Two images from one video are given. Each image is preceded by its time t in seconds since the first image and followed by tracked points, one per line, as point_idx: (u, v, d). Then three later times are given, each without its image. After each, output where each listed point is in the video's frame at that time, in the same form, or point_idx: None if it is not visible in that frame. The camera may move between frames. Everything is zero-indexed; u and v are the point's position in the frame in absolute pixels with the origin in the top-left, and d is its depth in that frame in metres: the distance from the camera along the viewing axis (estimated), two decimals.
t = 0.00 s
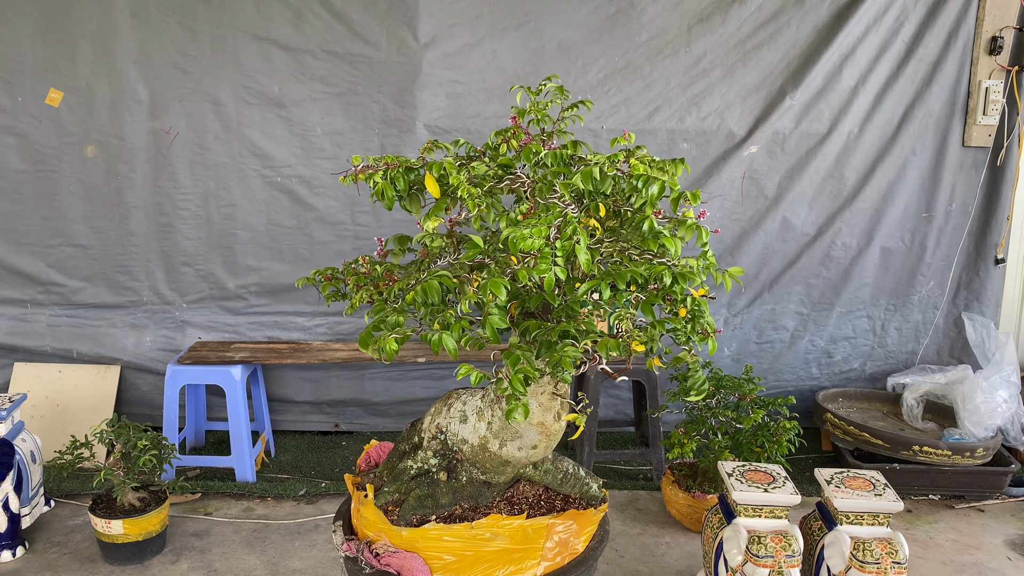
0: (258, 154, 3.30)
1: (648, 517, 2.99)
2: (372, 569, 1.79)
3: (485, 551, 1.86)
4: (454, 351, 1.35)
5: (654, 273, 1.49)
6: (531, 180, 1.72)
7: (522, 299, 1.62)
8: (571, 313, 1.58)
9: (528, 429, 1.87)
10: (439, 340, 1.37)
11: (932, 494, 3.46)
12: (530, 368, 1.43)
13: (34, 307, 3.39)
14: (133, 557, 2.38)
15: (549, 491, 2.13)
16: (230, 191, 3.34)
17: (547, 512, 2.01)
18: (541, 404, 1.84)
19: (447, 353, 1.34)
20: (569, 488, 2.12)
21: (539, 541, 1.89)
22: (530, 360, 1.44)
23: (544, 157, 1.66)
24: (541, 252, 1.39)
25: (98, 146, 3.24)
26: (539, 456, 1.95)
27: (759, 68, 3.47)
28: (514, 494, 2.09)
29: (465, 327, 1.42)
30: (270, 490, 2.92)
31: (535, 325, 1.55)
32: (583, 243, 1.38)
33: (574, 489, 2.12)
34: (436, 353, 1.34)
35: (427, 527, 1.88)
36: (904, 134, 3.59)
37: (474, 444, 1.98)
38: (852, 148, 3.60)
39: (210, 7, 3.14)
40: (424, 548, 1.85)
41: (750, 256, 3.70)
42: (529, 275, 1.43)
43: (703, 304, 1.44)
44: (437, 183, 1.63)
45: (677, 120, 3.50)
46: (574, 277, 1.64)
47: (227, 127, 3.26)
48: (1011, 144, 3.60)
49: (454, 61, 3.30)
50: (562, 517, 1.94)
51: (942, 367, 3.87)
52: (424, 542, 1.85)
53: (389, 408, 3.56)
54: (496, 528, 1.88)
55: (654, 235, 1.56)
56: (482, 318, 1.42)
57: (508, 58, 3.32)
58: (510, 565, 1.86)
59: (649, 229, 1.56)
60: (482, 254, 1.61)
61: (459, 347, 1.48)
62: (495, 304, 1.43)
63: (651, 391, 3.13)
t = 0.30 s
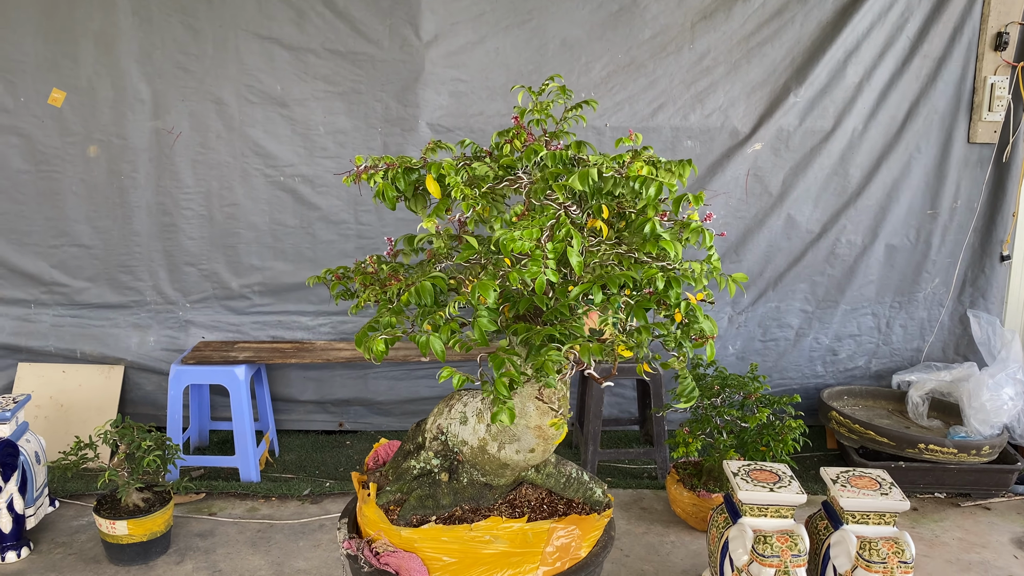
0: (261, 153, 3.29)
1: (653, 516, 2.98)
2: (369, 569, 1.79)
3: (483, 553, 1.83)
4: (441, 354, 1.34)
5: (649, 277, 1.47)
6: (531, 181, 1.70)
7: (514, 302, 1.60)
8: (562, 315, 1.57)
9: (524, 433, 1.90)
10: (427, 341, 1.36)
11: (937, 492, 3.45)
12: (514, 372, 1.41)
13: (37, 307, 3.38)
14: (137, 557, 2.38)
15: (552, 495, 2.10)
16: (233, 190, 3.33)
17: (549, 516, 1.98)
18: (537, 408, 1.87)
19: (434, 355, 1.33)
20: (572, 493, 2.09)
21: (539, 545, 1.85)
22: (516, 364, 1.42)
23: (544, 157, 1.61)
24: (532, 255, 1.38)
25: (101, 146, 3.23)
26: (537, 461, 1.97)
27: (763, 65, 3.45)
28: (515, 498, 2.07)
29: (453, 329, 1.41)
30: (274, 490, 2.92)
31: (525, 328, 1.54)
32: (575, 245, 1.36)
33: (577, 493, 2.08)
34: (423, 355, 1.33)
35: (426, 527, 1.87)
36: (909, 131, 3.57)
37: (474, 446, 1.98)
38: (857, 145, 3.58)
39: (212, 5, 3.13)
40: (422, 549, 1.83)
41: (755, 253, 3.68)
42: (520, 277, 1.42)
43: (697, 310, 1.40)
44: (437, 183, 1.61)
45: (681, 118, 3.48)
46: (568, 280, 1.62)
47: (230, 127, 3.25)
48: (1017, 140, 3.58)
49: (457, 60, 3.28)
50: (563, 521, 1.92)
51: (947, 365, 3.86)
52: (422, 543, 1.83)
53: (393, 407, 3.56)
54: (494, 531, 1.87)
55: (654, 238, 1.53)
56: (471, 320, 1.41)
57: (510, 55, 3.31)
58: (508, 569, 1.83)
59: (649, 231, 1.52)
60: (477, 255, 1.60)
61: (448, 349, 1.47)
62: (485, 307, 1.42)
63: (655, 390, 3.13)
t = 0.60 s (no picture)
0: (264, 153, 3.29)
1: (659, 514, 2.97)
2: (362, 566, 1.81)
3: (477, 555, 1.82)
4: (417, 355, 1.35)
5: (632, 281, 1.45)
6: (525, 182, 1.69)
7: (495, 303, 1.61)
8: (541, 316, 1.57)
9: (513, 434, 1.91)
10: (402, 341, 1.37)
11: (944, 489, 3.43)
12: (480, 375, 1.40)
13: (42, 307, 3.39)
14: (142, 558, 2.38)
15: (551, 499, 2.07)
16: (236, 190, 3.33)
17: (546, 520, 1.95)
18: (528, 409, 1.94)
19: (407, 355, 1.34)
20: (571, 498, 2.07)
21: (533, 550, 1.84)
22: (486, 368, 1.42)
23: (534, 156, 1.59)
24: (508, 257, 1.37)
25: (104, 146, 3.23)
26: (529, 465, 1.96)
27: (767, 61, 3.43)
28: (514, 502, 2.04)
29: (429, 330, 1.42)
30: (279, 490, 2.92)
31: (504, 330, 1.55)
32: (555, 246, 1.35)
33: (576, 499, 2.06)
34: (396, 354, 1.35)
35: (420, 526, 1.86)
36: (915, 126, 3.54)
37: (468, 447, 1.98)
38: (862, 141, 3.56)
39: (215, 5, 3.13)
40: (416, 547, 1.81)
41: (760, 251, 3.66)
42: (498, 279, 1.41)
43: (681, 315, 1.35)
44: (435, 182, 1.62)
45: (685, 115, 3.46)
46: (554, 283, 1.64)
47: (233, 126, 3.25)
48: None
49: (460, 58, 3.27)
50: (561, 526, 1.89)
51: (954, 362, 3.84)
52: (417, 541, 1.82)
53: (398, 406, 3.56)
54: (489, 533, 1.85)
55: (643, 241, 1.48)
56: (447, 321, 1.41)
57: (514, 53, 3.29)
58: (501, 572, 1.82)
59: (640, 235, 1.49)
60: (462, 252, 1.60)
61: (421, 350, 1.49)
62: (461, 308, 1.42)
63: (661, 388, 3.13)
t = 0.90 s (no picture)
0: (268, 154, 3.28)
1: (666, 515, 2.96)
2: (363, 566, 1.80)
3: (475, 561, 1.81)
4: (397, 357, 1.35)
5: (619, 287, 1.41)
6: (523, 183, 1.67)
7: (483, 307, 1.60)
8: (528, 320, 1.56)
9: (509, 441, 1.89)
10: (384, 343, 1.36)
11: (953, 489, 3.41)
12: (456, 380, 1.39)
13: (47, 310, 3.39)
14: (148, 561, 2.37)
15: (554, 506, 2.04)
16: (241, 191, 3.32)
17: (546, 528, 1.92)
18: (523, 416, 1.88)
19: (389, 358, 1.34)
20: (574, 506, 2.02)
21: (531, 557, 1.82)
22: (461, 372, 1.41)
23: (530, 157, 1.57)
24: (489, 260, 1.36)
25: (108, 148, 3.23)
26: (525, 471, 1.94)
27: (773, 59, 3.41)
28: (516, 507, 2.02)
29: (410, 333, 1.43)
30: (285, 491, 2.91)
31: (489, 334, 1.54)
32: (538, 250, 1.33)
33: (579, 507, 2.02)
34: (378, 355, 1.34)
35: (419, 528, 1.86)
36: (922, 124, 3.51)
37: (467, 451, 1.97)
38: (869, 139, 3.53)
39: (218, 5, 3.12)
40: (414, 550, 1.81)
41: (766, 250, 3.64)
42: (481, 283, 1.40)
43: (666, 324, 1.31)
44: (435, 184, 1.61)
45: (691, 113, 3.44)
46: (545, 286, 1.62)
47: (237, 127, 3.25)
48: None
49: (464, 57, 3.26)
50: (562, 534, 1.85)
51: (962, 361, 3.80)
52: (415, 543, 1.82)
53: (403, 407, 3.55)
54: (488, 539, 1.84)
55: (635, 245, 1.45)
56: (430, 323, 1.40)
57: (518, 52, 3.28)
58: None
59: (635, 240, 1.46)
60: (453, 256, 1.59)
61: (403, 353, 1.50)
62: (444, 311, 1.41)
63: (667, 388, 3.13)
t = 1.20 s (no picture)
0: (273, 155, 3.27)
1: (675, 518, 2.93)
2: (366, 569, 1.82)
3: (475, 570, 1.78)
4: (381, 363, 1.39)
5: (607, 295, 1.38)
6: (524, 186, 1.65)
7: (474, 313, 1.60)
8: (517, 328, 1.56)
9: (505, 449, 1.89)
10: (369, 349, 1.41)
11: (965, 491, 3.37)
12: (433, 390, 1.41)
13: (52, 313, 3.38)
14: (155, 566, 2.36)
15: (559, 517, 1.96)
16: (246, 193, 3.31)
17: (549, 539, 1.86)
18: (519, 425, 1.87)
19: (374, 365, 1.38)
20: (578, 518, 1.94)
21: (532, 569, 1.78)
22: (439, 381, 1.43)
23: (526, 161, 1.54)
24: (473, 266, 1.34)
25: (113, 150, 3.22)
26: (522, 481, 1.93)
27: (781, 57, 3.37)
28: (520, 517, 1.96)
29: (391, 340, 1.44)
30: (292, 495, 2.90)
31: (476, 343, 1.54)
32: (524, 257, 1.31)
33: (583, 518, 1.93)
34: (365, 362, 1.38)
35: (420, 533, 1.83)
36: (932, 122, 3.47)
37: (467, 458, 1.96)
38: (878, 137, 3.49)
39: (222, 7, 3.11)
40: (415, 556, 1.79)
41: (775, 250, 3.61)
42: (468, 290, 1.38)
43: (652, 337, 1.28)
44: (435, 187, 1.59)
45: (698, 112, 3.41)
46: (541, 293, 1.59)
47: (242, 129, 3.23)
48: None
49: (469, 57, 3.24)
50: (564, 546, 1.78)
51: (974, 361, 3.76)
52: (416, 549, 1.79)
53: (409, 409, 3.53)
54: (488, 548, 1.78)
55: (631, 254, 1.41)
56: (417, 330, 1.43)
57: (524, 52, 3.25)
58: None
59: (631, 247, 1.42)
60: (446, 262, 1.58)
61: (388, 359, 1.52)
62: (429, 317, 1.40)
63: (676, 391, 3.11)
